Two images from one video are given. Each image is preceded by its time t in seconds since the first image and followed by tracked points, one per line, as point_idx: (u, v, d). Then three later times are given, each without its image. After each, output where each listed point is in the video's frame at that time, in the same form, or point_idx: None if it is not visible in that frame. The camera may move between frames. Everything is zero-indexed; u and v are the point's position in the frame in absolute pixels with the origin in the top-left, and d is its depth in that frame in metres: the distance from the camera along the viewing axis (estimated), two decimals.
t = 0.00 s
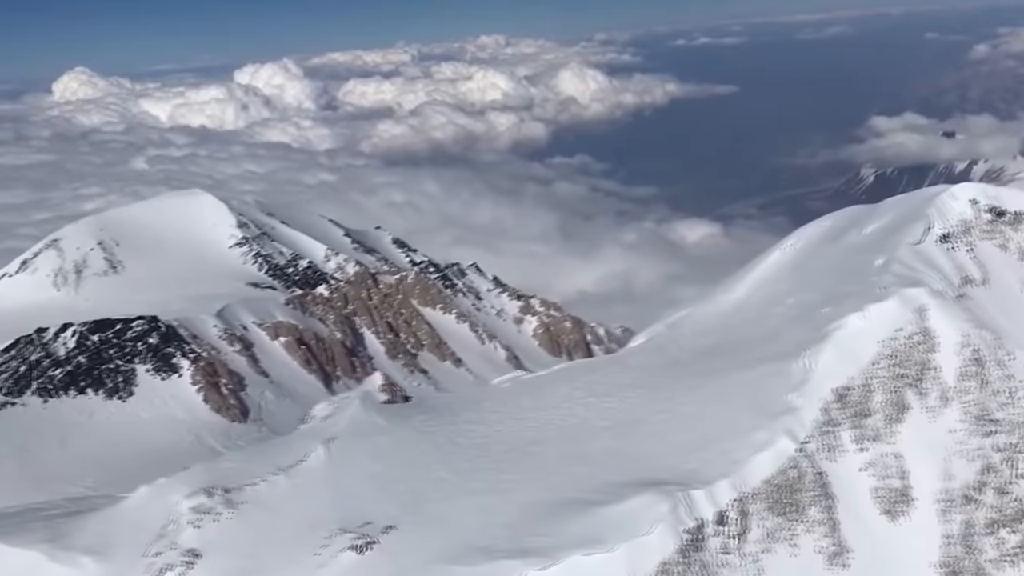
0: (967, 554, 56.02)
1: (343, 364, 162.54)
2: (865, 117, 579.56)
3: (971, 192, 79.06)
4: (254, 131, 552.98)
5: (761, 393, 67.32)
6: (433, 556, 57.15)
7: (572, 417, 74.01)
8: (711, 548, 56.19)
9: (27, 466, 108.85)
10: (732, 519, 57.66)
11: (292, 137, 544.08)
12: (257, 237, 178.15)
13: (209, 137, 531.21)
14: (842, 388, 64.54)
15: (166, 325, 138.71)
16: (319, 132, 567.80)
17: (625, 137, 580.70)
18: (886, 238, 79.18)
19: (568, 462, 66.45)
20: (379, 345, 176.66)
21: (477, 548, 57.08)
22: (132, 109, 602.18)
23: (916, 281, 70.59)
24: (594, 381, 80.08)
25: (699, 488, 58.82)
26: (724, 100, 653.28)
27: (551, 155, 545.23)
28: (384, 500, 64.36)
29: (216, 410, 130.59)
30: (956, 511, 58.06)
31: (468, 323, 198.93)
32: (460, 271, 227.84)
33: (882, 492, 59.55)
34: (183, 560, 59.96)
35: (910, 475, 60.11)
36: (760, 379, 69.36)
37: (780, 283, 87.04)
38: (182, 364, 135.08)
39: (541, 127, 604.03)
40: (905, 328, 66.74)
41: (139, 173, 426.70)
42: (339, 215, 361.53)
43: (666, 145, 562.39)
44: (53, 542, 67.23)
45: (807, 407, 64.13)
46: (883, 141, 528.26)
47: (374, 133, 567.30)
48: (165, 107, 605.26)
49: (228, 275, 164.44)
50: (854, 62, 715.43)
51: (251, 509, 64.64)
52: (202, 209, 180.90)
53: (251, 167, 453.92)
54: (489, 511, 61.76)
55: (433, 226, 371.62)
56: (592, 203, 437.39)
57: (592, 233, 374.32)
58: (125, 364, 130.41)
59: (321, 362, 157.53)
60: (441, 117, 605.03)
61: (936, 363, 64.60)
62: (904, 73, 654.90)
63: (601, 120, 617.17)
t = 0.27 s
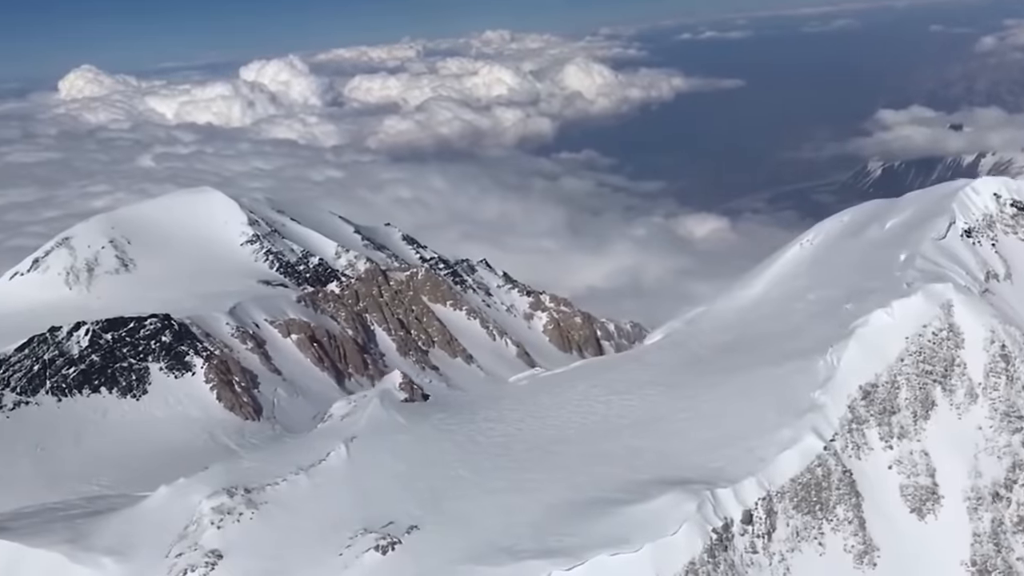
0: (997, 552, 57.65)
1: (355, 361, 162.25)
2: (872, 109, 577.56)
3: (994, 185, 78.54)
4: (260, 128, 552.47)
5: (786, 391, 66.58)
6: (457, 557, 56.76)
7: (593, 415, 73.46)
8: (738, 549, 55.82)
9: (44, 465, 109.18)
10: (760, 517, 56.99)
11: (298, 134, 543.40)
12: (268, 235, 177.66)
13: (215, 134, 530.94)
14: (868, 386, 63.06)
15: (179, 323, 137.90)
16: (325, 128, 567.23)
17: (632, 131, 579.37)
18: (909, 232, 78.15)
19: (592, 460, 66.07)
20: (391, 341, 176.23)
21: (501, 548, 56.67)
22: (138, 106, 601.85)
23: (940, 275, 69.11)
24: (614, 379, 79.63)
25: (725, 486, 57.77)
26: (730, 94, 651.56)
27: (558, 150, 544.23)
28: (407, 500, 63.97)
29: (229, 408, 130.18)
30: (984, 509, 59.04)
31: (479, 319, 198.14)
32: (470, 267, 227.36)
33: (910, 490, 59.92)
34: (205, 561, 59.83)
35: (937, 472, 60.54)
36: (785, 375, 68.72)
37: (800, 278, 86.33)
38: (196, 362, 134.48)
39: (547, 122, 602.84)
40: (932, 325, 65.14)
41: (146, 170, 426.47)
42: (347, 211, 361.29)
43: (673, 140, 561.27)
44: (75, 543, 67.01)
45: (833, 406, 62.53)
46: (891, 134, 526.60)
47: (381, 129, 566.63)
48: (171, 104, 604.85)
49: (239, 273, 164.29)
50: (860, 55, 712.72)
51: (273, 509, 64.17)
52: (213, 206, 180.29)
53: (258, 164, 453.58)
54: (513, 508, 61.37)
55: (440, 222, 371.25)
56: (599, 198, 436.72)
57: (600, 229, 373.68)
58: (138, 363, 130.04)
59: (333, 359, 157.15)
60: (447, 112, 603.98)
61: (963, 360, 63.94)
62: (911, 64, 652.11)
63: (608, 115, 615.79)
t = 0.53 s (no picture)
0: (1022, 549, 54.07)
1: (363, 358, 161.95)
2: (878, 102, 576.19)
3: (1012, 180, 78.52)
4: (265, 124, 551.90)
5: (806, 389, 66.57)
6: (476, 555, 56.46)
7: (610, 412, 73.08)
8: (758, 547, 55.10)
9: (56, 464, 109.09)
10: (781, 515, 56.76)
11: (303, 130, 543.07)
12: (276, 232, 177.29)
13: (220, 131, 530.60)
14: (889, 381, 63.43)
15: (189, 321, 136.77)
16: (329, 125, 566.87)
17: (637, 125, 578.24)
18: (928, 228, 77.97)
19: (610, 458, 65.57)
20: (399, 338, 176.03)
21: (520, 547, 56.35)
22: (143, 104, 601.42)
23: (960, 271, 69.10)
24: (629, 376, 79.15)
25: (746, 485, 57.95)
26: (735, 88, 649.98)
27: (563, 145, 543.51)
28: (424, 498, 63.69)
29: (239, 406, 130.33)
30: (1007, 506, 55.99)
31: (486, 315, 197.94)
32: (477, 263, 226.69)
33: (931, 487, 57.91)
34: (222, 561, 59.69)
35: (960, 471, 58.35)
36: (804, 373, 68.69)
37: (815, 274, 85.79)
38: (205, 360, 133.95)
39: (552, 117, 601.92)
40: (953, 320, 65.27)
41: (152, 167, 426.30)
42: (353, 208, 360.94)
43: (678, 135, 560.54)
44: (90, 543, 66.68)
45: (853, 400, 62.96)
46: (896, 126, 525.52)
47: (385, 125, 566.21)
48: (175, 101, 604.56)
49: (248, 270, 163.93)
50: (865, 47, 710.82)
51: (289, 509, 63.84)
52: (221, 203, 179.65)
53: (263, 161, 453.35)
54: (530, 506, 61.08)
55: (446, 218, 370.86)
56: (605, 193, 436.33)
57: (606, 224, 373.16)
58: (148, 361, 129.50)
59: (342, 356, 156.92)
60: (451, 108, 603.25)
61: (984, 355, 62.80)
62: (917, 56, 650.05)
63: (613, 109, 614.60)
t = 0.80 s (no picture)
0: None
1: (372, 352, 161.69)
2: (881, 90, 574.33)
3: None
4: (266, 116, 550.15)
5: (827, 381, 65.66)
6: (498, 552, 55.95)
7: (627, 407, 72.51)
8: (784, 542, 54.94)
9: (68, 461, 108.78)
10: (805, 511, 55.94)
11: (304, 124, 541.60)
12: (283, 226, 176.62)
13: (221, 124, 529.00)
14: (912, 373, 62.11)
15: (197, 316, 136.44)
16: (331, 118, 565.37)
17: (639, 116, 576.96)
18: (947, 219, 77.22)
19: (630, 453, 65.19)
20: (407, 332, 175.74)
21: (542, 544, 55.81)
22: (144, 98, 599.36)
23: (982, 262, 68.35)
24: (646, 369, 78.52)
25: (768, 478, 56.70)
26: (737, 76, 647.89)
27: (565, 136, 542.21)
28: (445, 494, 63.27)
29: (250, 401, 129.78)
30: None
31: (494, 309, 197.58)
32: (483, 256, 225.73)
33: (957, 479, 59.43)
34: (242, 559, 59.23)
35: (985, 462, 60.08)
36: (826, 366, 67.70)
37: (832, 266, 85.00)
38: (215, 355, 133.40)
39: (554, 108, 600.35)
40: (976, 311, 64.21)
41: (154, 162, 425.17)
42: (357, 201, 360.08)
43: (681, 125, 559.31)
44: (107, 542, 66.28)
45: (877, 395, 61.35)
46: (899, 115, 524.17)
47: (387, 118, 564.74)
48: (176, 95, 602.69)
49: (255, 265, 163.51)
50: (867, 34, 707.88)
51: (309, 506, 63.43)
52: (228, 198, 179.13)
53: (265, 154, 452.41)
54: (551, 502, 60.60)
55: (450, 211, 370.09)
56: (608, 184, 435.54)
57: (611, 215, 372.48)
58: (158, 357, 129.18)
59: (351, 351, 156.64)
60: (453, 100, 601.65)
61: (1008, 346, 63.33)
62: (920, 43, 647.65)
63: (615, 100, 612.91)
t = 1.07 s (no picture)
0: None
1: (377, 345, 161.34)
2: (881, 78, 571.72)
3: None
4: (265, 108, 547.76)
5: (843, 372, 65.41)
6: (513, 546, 55.60)
7: (641, 399, 72.12)
8: (802, 535, 54.52)
9: (75, 456, 108.38)
10: (823, 503, 55.56)
11: (304, 116, 539.61)
12: (286, 219, 175.93)
13: (221, 117, 526.93)
14: (928, 364, 61.75)
15: (202, 311, 135.76)
16: (330, 110, 563.18)
17: (639, 105, 574.79)
18: (961, 208, 76.78)
19: (644, 445, 64.73)
20: (412, 325, 175.58)
21: (558, 538, 55.43)
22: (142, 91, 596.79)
23: (997, 251, 67.84)
24: (658, 361, 78.12)
25: (786, 471, 56.33)
26: (737, 66, 645.12)
27: (565, 126, 540.24)
28: (459, 488, 62.96)
29: (255, 395, 129.70)
30: None
31: (497, 300, 197.12)
32: (485, 248, 224.70)
33: (974, 471, 59.38)
34: (256, 555, 58.75)
35: (1003, 452, 59.97)
36: (840, 357, 67.47)
37: (842, 256, 84.88)
38: (220, 350, 133.24)
39: (554, 98, 598.14)
40: (993, 301, 63.85)
41: (153, 155, 423.69)
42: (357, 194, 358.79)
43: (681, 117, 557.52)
44: (119, 539, 65.99)
45: (893, 386, 61.10)
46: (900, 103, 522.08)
47: (386, 110, 562.64)
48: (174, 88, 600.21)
49: (259, 258, 163.03)
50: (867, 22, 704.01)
51: (323, 501, 63.18)
52: (230, 191, 178.41)
53: (264, 147, 450.95)
54: (565, 496, 60.22)
55: (451, 202, 369.01)
56: (609, 175, 434.31)
57: (612, 207, 371.48)
58: (163, 351, 128.61)
59: (356, 344, 156.25)
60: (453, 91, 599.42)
61: None
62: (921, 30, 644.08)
63: (615, 89, 610.46)
